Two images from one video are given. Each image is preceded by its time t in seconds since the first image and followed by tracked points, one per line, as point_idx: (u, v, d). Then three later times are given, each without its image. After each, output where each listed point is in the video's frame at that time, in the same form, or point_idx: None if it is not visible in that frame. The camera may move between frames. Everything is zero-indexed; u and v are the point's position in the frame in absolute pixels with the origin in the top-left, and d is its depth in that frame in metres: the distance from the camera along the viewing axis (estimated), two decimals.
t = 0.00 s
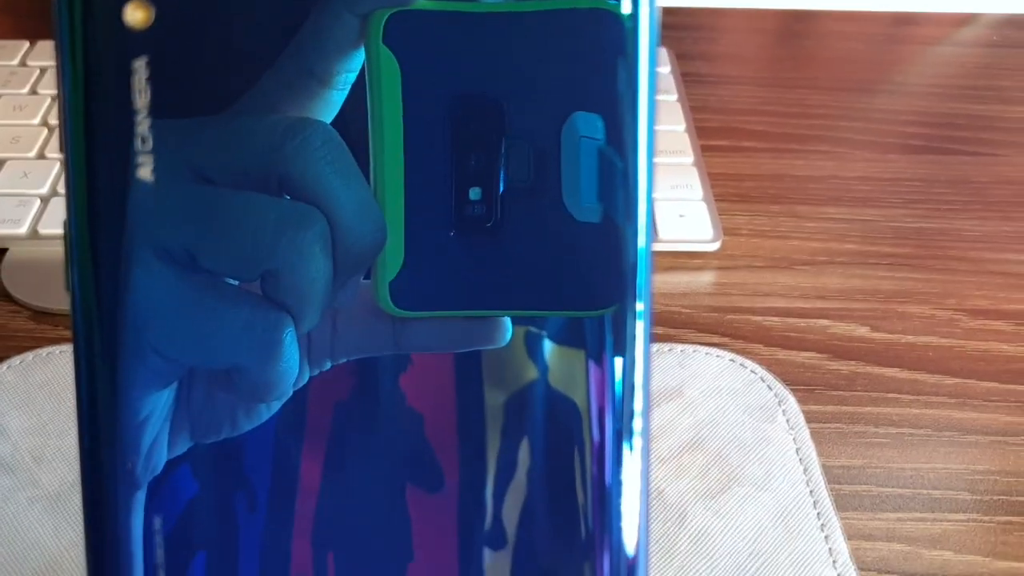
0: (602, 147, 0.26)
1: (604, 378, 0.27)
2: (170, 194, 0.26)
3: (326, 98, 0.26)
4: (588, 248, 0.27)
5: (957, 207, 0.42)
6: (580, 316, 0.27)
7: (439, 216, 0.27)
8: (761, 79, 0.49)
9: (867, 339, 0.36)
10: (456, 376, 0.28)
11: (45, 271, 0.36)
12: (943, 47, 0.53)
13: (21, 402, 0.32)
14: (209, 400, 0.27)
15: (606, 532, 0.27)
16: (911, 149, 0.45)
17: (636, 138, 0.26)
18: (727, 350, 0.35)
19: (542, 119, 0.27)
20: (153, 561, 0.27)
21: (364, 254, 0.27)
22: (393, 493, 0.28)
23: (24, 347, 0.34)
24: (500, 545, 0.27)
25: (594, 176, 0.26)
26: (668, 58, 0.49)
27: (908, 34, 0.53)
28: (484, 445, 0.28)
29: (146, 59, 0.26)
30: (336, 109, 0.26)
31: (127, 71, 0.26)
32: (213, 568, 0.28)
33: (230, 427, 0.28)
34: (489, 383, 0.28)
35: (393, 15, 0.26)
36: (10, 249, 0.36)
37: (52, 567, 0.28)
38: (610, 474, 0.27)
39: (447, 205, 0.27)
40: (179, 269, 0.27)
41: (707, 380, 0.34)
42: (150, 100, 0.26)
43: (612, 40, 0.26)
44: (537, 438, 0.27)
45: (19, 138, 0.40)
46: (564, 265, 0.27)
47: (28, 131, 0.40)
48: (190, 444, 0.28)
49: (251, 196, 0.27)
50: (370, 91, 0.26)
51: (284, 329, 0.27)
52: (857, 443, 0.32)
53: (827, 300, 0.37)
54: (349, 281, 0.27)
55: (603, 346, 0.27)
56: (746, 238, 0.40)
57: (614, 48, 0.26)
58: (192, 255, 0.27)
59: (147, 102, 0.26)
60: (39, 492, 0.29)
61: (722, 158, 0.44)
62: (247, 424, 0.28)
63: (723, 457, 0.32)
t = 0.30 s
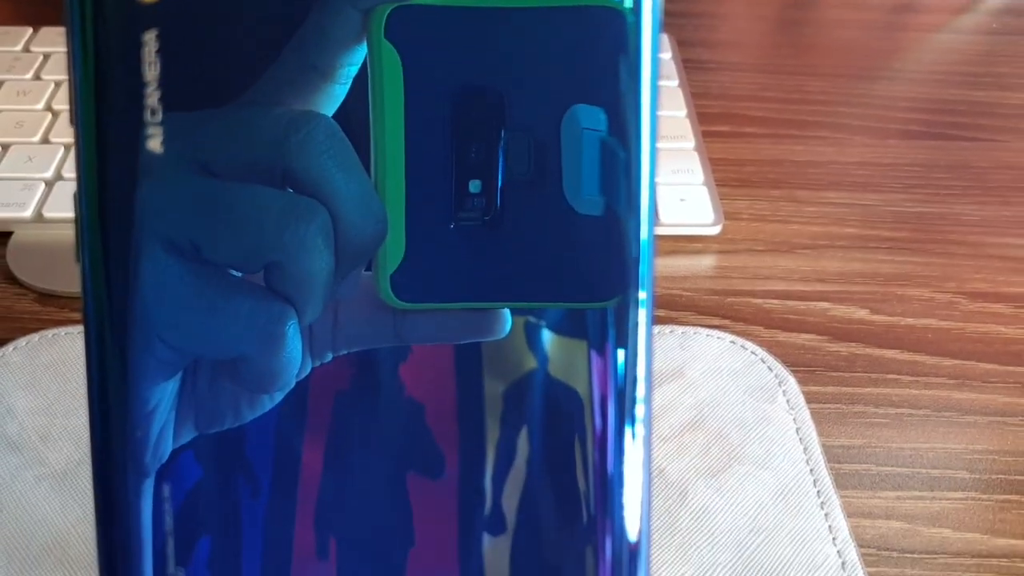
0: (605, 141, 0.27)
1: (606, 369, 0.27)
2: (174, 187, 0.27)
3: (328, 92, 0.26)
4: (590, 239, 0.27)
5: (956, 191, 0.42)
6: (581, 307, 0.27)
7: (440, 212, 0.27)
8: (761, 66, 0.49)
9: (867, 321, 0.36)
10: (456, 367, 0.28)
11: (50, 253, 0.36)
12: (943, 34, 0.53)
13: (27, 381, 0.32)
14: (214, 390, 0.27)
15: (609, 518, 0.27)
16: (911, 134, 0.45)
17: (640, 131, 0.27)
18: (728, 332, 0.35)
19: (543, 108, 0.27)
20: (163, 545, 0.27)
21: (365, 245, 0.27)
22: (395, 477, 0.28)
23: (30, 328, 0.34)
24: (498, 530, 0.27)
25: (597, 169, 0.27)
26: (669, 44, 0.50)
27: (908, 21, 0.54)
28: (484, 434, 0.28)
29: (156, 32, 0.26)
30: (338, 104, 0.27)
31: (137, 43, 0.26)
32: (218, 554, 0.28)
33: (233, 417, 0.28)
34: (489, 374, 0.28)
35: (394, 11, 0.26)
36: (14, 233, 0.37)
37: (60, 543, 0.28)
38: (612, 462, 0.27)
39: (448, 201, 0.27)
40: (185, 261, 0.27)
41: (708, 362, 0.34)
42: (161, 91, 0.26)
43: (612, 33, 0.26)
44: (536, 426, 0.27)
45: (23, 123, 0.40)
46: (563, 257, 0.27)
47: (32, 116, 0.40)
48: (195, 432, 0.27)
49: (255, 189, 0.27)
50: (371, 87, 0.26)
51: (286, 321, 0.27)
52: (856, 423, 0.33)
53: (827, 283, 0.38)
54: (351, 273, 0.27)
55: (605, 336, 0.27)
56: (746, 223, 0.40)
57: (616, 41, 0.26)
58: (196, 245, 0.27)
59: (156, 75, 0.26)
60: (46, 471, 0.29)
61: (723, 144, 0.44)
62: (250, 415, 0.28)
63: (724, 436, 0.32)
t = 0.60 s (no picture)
0: (604, 137, 0.26)
1: (606, 359, 0.27)
2: (177, 179, 0.25)
3: (329, 89, 0.25)
4: (591, 236, 0.26)
5: (952, 177, 0.43)
6: (582, 301, 0.27)
7: (438, 207, 0.26)
8: (760, 54, 0.50)
9: (864, 304, 0.37)
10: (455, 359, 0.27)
11: (55, 237, 0.36)
12: (940, 24, 0.53)
13: (34, 362, 0.32)
14: (218, 381, 0.26)
15: (607, 502, 0.26)
16: (908, 122, 0.46)
17: (639, 129, 0.26)
18: (726, 315, 0.36)
19: (543, 100, 0.26)
20: (171, 528, 0.26)
21: (366, 240, 0.26)
22: (393, 463, 0.27)
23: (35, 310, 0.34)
24: (497, 517, 0.27)
25: (596, 165, 0.26)
26: (667, 34, 0.50)
27: (905, 12, 0.54)
28: (482, 421, 0.27)
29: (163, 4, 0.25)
30: (339, 99, 0.25)
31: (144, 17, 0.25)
32: (221, 537, 0.26)
33: (237, 409, 0.27)
34: (487, 364, 0.27)
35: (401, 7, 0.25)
36: (19, 217, 0.37)
37: (67, 521, 0.28)
38: (611, 450, 0.27)
39: (447, 197, 0.26)
40: (189, 252, 0.25)
41: (706, 343, 0.35)
42: (170, 82, 0.25)
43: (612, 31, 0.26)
44: (533, 413, 0.27)
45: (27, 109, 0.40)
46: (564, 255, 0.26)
47: (36, 103, 0.41)
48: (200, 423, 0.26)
49: (259, 184, 0.26)
50: (375, 84, 0.25)
51: (290, 315, 0.26)
52: (852, 402, 0.33)
53: (823, 267, 0.38)
54: (353, 268, 0.26)
55: (603, 328, 0.27)
56: (744, 208, 0.41)
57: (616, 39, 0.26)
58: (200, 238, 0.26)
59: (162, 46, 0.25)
60: (52, 449, 0.30)
61: (721, 131, 0.45)
62: (253, 406, 0.27)
63: (721, 415, 0.32)
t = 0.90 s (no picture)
0: (605, 133, 0.27)
1: (607, 351, 0.27)
2: (185, 171, 0.26)
3: (331, 85, 0.26)
4: (588, 231, 0.27)
5: (950, 164, 0.43)
6: (580, 296, 0.27)
7: (440, 201, 0.27)
8: (759, 43, 0.50)
9: (861, 289, 0.37)
10: (452, 353, 0.28)
11: (60, 223, 0.37)
12: (939, 13, 0.53)
13: (40, 346, 0.33)
14: (223, 372, 0.27)
15: (607, 491, 0.27)
16: (906, 110, 0.46)
17: (639, 126, 0.27)
18: (725, 299, 0.36)
19: (542, 97, 0.27)
20: (181, 511, 0.26)
21: (367, 236, 0.27)
22: (393, 457, 0.27)
23: (40, 296, 0.35)
24: (494, 506, 0.27)
25: (596, 161, 0.27)
26: (667, 23, 0.50)
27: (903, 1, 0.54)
28: (478, 413, 0.28)
29: None
30: (340, 95, 0.26)
31: None
32: (224, 530, 0.27)
33: (240, 399, 0.27)
34: (485, 358, 0.28)
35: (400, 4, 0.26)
36: (24, 204, 0.37)
37: (74, 500, 0.28)
38: (611, 441, 0.27)
39: (447, 196, 0.27)
40: (196, 245, 0.26)
41: (705, 327, 0.35)
42: (179, 59, 0.26)
43: (613, 34, 0.26)
44: (529, 405, 0.27)
45: (31, 98, 0.41)
46: (561, 250, 0.27)
47: (40, 91, 0.41)
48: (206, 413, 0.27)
49: (261, 180, 0.27)
50: (374, 82, 0.26)
51: (293, 306, 0.27)
52: (850, 385, 0.33)
53: (822, 253, 0.38)
54: (354, 262, 0.27)
55: (603, 321, 0.27)
56: (743, 195, 0.41)
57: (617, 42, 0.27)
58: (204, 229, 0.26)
59: (171, 24, 0.26)
60: (59, 431, 0.30)
61: (720, 119, 0.45)
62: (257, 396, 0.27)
63: (721, 397, 0.33)
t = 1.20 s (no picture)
0: (598, 131, 0.27)
1: (599, 343, 0.27)
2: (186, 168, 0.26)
3: (334, 82, 0.27)
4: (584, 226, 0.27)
5: (944, 149, 0.43)
6: (574, 290, 0.28)
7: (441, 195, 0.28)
8: (756, 30, 0.50)
9: (855, 271, 0.37)
10: (450, 346, 0.28)
11: (61, 207, 0.37)
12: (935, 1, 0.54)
13: (39, 327, 0.33)
14: (226, 363, 0.27)
15: (599, 480, 0.27)
16: (901, 97, 0.46)
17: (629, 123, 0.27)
18: (720, 281, 0.36)
19: (541, 92, 0.28)
20: (181, 499, 0.27)
21: (367, 233, 0.27)
22: (394, 446, 0.28)
23: (41, 279, 0.35)
24: (491, 496, 0.27)
25: (590, 157, 0.27)
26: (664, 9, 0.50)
27: None
28: (478, 405, 0.28)
29: None
30: (342, 91, 0.27)
31: None
32: (224, 520, 0.27)
33: (242, 389, 0.27)
34: (483, 350, 0.28)
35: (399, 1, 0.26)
36: (24, 188, 0.38)
37: (73, 476, 0.29)
38: (603, 429, 0.27)
39: (446, 191, 0.28)
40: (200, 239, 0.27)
41: (699, 308, 0.35)
42: (177, 33, 0.26)
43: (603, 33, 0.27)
44: (528, 397, 0.28)
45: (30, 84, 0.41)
46: (559, 245, 0.28)
47: (39, 78, 0.41)
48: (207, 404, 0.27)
49: (265, 175, 0.27)
50: (376, 81, 0.27)
51: (297, 299, 0.27)
52: (843, 364, 0.34)
53: (816, 236, 0.39)
54: (358, 257, 0.27)
55: (596, 312, 0.27)
56: (738, 179, 0.41)
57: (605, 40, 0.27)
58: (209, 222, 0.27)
59: None
60: (59, 409, 0.31)
61: (716, 105, 0.45)
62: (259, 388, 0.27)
63: (715, 376, 0.33)
